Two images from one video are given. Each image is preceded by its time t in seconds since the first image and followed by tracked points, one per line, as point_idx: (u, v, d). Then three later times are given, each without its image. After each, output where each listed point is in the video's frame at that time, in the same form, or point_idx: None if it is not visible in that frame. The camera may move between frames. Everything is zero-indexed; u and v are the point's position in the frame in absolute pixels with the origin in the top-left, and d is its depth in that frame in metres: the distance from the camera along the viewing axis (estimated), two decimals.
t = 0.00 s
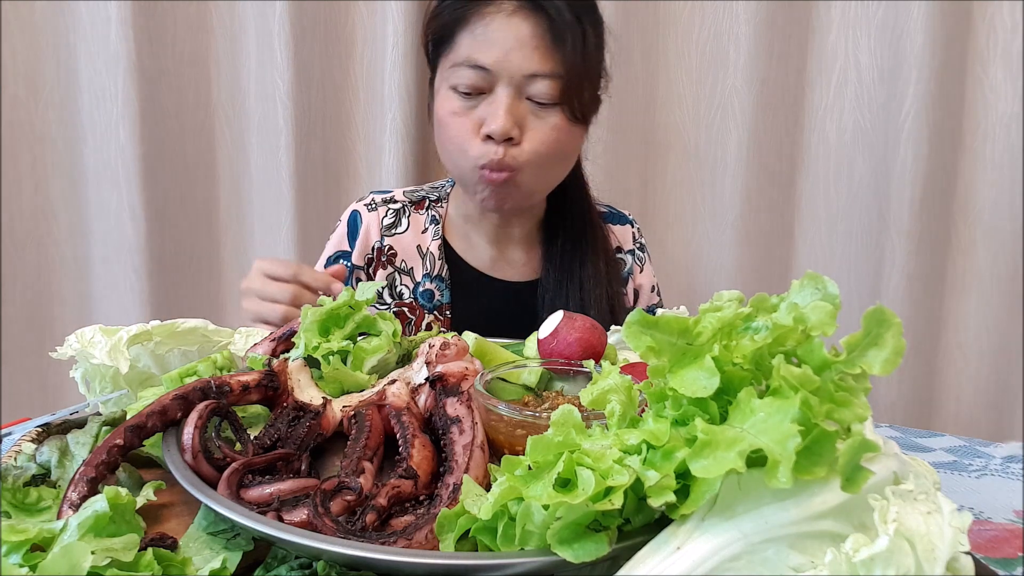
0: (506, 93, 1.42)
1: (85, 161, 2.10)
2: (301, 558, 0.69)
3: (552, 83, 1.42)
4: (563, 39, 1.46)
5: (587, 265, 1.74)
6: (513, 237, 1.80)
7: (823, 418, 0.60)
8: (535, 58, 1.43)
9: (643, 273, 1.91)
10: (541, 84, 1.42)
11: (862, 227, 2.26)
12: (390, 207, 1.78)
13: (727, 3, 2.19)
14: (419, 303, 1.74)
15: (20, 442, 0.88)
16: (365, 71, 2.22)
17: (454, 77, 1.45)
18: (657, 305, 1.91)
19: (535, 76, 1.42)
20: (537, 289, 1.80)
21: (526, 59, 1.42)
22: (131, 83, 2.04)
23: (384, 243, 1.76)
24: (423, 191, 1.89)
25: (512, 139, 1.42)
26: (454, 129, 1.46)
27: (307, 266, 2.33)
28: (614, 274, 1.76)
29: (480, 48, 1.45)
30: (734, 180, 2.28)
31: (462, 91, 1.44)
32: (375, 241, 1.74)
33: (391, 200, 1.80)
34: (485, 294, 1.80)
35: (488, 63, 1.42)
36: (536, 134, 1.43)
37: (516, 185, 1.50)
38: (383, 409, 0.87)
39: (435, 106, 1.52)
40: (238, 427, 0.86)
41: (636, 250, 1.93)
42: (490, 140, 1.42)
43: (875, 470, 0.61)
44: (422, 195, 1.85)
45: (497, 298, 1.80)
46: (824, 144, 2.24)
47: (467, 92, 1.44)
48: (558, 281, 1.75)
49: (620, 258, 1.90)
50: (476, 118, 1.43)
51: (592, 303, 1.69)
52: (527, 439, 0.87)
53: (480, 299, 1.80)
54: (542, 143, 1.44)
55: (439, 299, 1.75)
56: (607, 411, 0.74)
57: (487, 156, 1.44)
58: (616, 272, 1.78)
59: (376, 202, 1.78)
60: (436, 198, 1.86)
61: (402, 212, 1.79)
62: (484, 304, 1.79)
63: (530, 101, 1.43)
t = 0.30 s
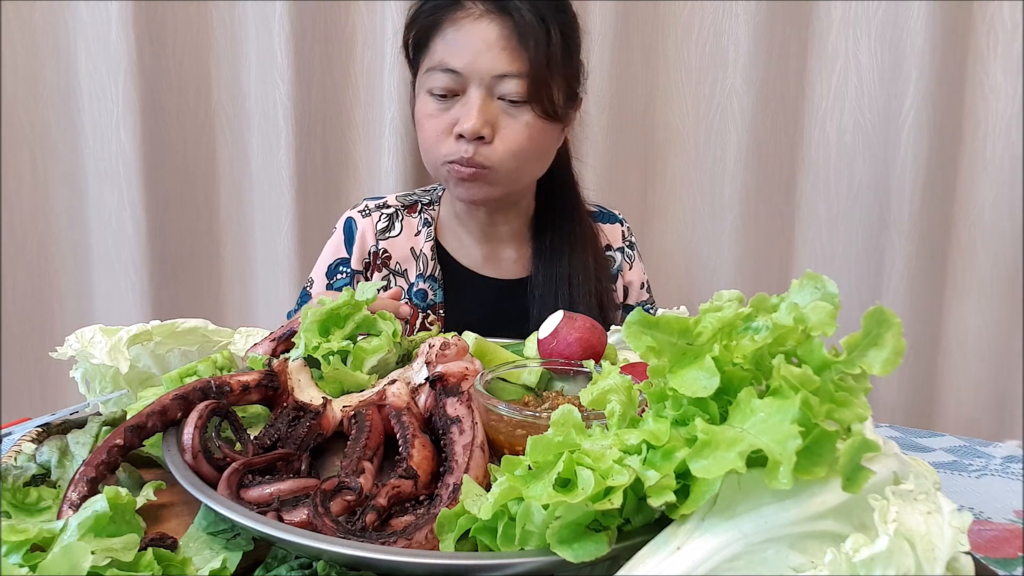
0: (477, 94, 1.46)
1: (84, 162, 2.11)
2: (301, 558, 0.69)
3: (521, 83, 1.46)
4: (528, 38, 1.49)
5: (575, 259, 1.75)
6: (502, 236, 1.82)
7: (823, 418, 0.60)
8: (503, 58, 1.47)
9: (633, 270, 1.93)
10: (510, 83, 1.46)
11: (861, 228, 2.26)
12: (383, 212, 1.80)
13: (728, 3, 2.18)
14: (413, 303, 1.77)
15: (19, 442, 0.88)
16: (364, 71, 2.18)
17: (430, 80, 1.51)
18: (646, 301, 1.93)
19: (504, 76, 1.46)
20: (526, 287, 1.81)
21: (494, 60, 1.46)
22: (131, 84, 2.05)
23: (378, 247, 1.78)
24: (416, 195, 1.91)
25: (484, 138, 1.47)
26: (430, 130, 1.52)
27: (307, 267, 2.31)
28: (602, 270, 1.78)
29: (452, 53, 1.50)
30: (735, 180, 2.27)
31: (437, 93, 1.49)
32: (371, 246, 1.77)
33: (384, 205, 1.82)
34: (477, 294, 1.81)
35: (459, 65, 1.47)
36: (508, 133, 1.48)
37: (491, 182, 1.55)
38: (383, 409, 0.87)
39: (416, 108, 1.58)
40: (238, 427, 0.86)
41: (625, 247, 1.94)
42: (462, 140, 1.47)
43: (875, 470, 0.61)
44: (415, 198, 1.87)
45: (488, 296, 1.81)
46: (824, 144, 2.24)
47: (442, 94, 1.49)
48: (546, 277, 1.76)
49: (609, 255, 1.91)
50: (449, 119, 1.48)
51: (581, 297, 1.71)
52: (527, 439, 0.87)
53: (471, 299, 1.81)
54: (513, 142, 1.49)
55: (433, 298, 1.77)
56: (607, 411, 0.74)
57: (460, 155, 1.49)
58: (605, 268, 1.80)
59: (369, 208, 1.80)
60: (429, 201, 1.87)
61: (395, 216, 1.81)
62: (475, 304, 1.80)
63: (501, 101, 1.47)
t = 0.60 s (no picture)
0: (467, 94, 1.47)
1: (85, 161, 2.11)
2: (301, 558, 0.69)
3: (509, 80, 1.46)
4: (514, 36, 1.50)
5: (568, 257, 1.75)
6: (497, 236, 1.82)
7: (823, 418, 0.60)
8: (490, 57, 1.48)
9: (626, 269, 1.93)
10: (498, 82, 1.46)
11: (861, 228, 2.26)
12: (377, 216, 1.80)
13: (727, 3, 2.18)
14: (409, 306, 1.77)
15: (20, 442, 0.88)
16: (364, 70, 2.19)
17: (419, 83, 1.51)
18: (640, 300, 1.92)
19: (492, 75, 1.46)
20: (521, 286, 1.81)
21: (483, 59, 1.47)
22: (132, 84, 2.06)
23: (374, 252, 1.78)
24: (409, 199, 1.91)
25: (475, 138, 1.47)
26: (421, 132, 1.52)
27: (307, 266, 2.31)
28: (597, 267, 1.78)
29: (439, 56, 1.51)
30: (735, 180, 2.28)
31: (427, 94, 1.49)
32: (366, 251, 1.77)
33: (378, 209, 1.82)
34: (472, 295, 1.81)
35: (447, 66, 1.47)
36: (499, 131, 1.48)
37: (484, 182, 1.55)
38: (383, 408, 0.87)
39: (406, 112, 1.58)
40: (238, 427, 0.86)
41: (619, 246, 1.95)
42: (453, 140, 1.47)
43: (875, 470, 0.61)
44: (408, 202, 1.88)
45: (482, 297, 1.81)
46: (824, 145, 2.23)
47: (432, 95, 1.49)
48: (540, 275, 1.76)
49: (603, 254, 1.92)
50: (440, 120, 1.48)
51: (575, 295, 1.71)
52: (527, 439, 0.87)
53: (466, 299, 1.81)
54: (505, 140, 1.48)
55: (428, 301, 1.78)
56: (607, 411, 0.74)
57: (452, 155, 1.49)
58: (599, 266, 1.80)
59: (363, 213, 1.80)
60: (423, 204, 1.88)
61: (389, 220, 1.81)
62: (470, 305, 1.81)
63: (491, 99, 1.47)
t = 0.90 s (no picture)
0: (460, 96, 1.47)
1: (85, 161, 2.11)
2: (301, 558, 0.69)
3: (502, 82, 1.46)
4: (506, 38, 1.50)
5: (565, 257, 1.76)
6: (494, 237, 1.82)
7: (823, 418, 0.60)
8: (483, 58, 1.48)
9: (624, 267, 1.94)
10: (491, 83, 1.46)
11: (860, 227, 2.26)
12: (374, 219, 1.81)
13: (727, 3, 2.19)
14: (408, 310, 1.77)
15: (20, 442, 0.89)
16: (364, 70, 2.21)
17: (412, 86, 1.51)
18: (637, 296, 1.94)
19: (485, 76, 1.46)
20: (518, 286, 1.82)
21: (475, 61, 1.47)
22: (132, 84, 2.06)
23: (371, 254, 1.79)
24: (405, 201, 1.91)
25: (470, 138, 1.47)
26: (414, 135, 1.53)
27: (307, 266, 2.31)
28: (594, 265, 1.78)
29: (431, 59, 1.51)
30: (734, 180, 2.28)
31: (420, 97, 1.50)
32: (364, 254, 1.78)
33: (375, 212, 1.82)
34: (469, 296, 1.81)
35: (440, 69, 1.48)
36: (493, 131, 1.48)
37: (480, 182, 1.55)
38: (383, 408, 0.87)
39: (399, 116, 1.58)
40: (239, 427, 0.86)
41: (616, 243, 1.95)
42: (448, 141, 1.48)
43: (874, 470, 0.62)
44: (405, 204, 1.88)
45: (479, 298, 1.81)
46: (824, 145, 2.23)
47: (425, 98, 1.50)
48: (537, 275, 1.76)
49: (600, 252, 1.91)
50: (434, 122, 1.49)
51: (572, 294, 1.71)
52: (527, 439, 0.87)
53: (463, 300, 1.81)
54: (499, 140, 1.49)
55: (425, 303, 1.79)
56: (607, 411, 0.74)
57: (447, 157, 1.50)
58: (597, 264, 1.79)
59: (360, 216, 1.81)
60: (420, 206, 1.88)
61: (387, 223, 1.82)
62: (467, 306, 1.81)
63: (484, 100, 1.47)
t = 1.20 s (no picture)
0: (442, 91, 1.48)
1: (84, 160, 2.10)
2: (301, 558, 0.69)
3: (484, 75, 1.47)
4: (487, 31, 1.50)
5: (555, 254, 1.76)
6: (481, 235, 1.83)
7: (823, 418, 0.60)
8: (464, 53, 1.48)
9: (614, 262, 1.94)
10: (474, 76, 1.47)
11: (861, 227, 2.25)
12: (368, 211, 1.80)
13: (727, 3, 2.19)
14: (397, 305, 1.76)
15: (20, 442, 0.89)
16: (364, 70, 2.21)
17: (395, 81, 1.52)
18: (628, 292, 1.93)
19: (467, 70, 1.47)
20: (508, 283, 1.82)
21: (457, 54, 1.48)
22: (131, 83, 2.06)
23: (363, 246, 1.78)
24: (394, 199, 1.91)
25: (451, 135, 1.47)
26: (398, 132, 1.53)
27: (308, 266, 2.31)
28: (583, 261, 1.79)
29: (413, 53, 1.52)
30: (733, 181, 2.28)
31: (403, 93, 1.50)
32: (356, 243, 1.76)
33: (368, 206, 1.82)
34: (462, 296, 1.81)
35: (422, 64, 1.49)
36: (475, 128, 1.48)
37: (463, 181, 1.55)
38: (383, 408, 0.87)
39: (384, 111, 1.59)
40: (239, 427, 0.86)
41: (606, 239, 1.95)
42: (429, 138, 1.48)
43: (874, 470, 0.62)
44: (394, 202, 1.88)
45: (470, 296, 1.81)
46: (824, 145, 2.23)
47: (407, 93, 1.50)
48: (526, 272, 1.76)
49: (590, 248, 1.92)
50: (416, 118, 1.49)
51: (563, 292, 1.72)
52: (527, 439, 0.87)
53: (456, 302, 1.80)
54: (481, 137, 1.49)
55: (416, 301, 1.77)
56: (607, 411, 0.74)
57: (428, 154, 1.50)
58: (586, 259, 1.80)
59: (353, 208, 1.80)
60: (408, 204, 1.88)
61: (380, 217, 1.81)
62: (458, 306, 1.80)
63: (466, 96, 1.48)
